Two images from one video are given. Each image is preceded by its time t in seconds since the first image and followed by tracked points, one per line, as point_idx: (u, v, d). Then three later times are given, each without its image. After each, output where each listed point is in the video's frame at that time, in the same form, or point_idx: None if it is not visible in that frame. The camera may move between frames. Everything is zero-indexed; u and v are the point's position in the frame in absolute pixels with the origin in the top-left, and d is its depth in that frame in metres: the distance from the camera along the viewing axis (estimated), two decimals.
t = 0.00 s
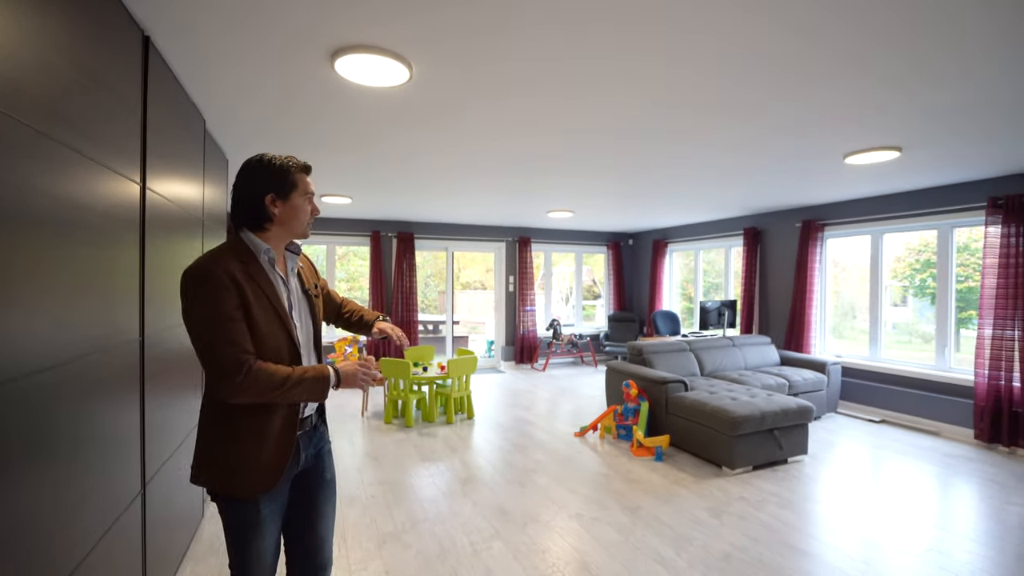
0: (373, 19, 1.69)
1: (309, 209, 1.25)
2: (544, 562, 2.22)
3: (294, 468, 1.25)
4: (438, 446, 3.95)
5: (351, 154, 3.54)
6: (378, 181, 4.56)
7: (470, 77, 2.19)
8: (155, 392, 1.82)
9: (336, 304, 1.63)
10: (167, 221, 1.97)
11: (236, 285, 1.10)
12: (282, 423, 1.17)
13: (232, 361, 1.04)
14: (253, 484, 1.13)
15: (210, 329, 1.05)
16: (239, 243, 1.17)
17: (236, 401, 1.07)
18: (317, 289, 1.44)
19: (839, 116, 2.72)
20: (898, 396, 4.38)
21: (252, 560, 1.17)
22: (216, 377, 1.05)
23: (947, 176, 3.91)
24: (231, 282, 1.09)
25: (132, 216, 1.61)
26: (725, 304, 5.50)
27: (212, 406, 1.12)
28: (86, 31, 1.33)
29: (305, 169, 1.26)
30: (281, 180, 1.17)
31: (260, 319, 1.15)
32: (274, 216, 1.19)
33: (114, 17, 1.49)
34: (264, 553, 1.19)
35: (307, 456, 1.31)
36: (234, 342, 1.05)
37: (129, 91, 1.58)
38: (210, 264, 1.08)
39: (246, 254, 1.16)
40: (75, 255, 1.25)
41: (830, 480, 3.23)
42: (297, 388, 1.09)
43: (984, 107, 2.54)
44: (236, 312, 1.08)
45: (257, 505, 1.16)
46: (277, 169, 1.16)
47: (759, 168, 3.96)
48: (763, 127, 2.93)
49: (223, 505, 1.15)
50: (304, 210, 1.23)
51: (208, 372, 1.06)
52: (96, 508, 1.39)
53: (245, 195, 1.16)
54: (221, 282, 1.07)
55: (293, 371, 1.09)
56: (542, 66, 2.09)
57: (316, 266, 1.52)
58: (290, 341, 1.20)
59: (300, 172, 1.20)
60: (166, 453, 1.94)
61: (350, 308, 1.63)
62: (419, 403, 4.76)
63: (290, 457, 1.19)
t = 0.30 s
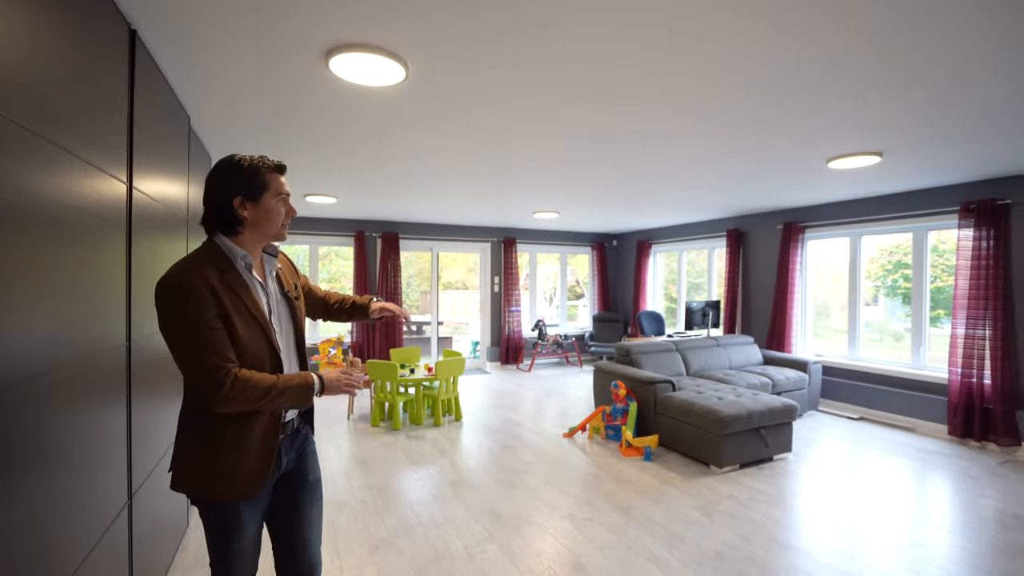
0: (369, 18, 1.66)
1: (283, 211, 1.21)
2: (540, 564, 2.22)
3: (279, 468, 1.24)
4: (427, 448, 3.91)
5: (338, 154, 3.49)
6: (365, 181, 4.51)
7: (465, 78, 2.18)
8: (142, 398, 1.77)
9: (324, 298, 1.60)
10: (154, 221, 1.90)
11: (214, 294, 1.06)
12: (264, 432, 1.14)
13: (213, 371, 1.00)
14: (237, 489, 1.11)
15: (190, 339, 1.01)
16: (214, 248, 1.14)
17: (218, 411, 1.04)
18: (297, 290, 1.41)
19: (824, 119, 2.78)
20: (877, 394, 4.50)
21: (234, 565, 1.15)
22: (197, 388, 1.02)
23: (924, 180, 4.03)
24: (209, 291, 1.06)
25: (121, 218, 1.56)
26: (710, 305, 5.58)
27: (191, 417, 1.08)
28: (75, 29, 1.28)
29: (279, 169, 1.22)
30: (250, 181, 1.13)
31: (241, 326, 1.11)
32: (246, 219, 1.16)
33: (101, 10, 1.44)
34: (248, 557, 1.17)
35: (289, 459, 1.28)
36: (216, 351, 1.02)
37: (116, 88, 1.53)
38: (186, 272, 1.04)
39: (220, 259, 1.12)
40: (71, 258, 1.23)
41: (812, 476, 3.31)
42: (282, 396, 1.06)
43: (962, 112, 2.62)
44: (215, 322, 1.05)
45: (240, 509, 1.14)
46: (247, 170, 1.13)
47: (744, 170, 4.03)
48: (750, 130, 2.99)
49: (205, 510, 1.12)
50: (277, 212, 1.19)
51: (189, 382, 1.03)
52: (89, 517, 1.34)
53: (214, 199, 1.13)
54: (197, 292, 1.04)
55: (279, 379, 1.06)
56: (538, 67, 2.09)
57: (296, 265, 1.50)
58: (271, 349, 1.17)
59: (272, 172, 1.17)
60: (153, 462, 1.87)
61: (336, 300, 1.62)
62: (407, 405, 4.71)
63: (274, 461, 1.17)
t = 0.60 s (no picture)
0: (362, 15, 1.63)
1: (253, 209, 1.15)
2: (532, 567, 2.22)
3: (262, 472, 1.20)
4: (412, 450, 3.87)
5: (322, 153, 3.43)
6: (348, 180, 4.44)
7: (457, 76, 2.15)
8: (122, 404, 1.70)
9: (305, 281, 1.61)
10: (133, 218, 1.83)
11: (193, 299, 1.02)
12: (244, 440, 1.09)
13: (175, 391, 0.95)
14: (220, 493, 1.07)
15: (159, 349, 0.95)
16: (193, 248, 1.10)
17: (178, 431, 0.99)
18: (280, 288, 1.37)
19: (807, 122, 2.84)
20: (853, 392, 4.62)
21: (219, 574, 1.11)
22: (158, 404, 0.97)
23: (898, 184, 4.16)
24: (187, 295, 1.01)
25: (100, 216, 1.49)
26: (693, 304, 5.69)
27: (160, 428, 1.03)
28: (58, 24, 1.22)
29: (258, 165, 1.17)
30: (213, 177, 1.10)
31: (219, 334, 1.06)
32: (212, 216, 1.13)
33: None
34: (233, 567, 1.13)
35: (274, 464, 1.24)
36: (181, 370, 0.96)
37: (96, 80, 1.46)
38: (157, 273, 0.99)
39: (203, 262, 1.09)
40: (50, 258, 1.18)
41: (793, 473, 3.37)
42: (241, 435, 1.00)
43: (937, 116, 2.72)
44: (191, 331, 0.99)
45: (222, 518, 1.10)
46: (209, 165, 1.10)
47: (726, 172, 4.09)
48: (734, 132, 3.03)
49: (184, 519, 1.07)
50: (243, 209, 1.13)
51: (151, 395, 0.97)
52: (71, 526, 1.28)
53: (190, 196, 1.14)
54: (177, 297, 0.99)
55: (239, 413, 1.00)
56: (531, 67, 2.08)
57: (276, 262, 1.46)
58: (251, 352, 1.11)
59: (238, 168, 1.12)
60: (132, 470, 1.81)
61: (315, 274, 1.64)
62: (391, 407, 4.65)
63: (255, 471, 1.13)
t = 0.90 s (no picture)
0: (355, 10, 1.60)
1: (238, 213, 1.10)
2: (524, 567, 2.21)
3: (257, 475, 1.17)
4: (398, 452, 3.82)
5: (307, 151, 3.36)
6: (332, 179, 4.37)
7: (449, 72, 2.13)
8: (103, 410, 1.64)
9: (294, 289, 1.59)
10: (113, 218, 1.76)
11: (176, 299, 0.98)
12: (226, 450, 1.05)
13: (139, 401, 0.90)
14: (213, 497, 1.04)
15: (133, 350, 0.91)
16: (185, 247, 1.08)
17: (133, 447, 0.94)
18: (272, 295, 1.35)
19: (792, 123, 2.89)
20: (832, 389, 4.73)
21: None
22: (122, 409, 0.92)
23: (875, 186, 4.27)
24: (170, 295, 0.97)
25: (80, 215, 1.43)
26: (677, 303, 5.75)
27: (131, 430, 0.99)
28: (37, 14, 1.17)
29: (255, 169, 1.13)
30: (203, 178, 1.09)
31: (202, 339, 1.02)
32: (202, 216, 1.11)
33: None
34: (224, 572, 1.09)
35: (268, 468, 1.20)
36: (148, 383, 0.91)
37: (76, 73, 1.40)
38: (141, 267, 0.96)
39: (194, 263, 1.05)
40: (32, 258, 1.14)
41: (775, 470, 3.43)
42: (164, 502, 0.92)
43: (916, 117, 2.79)
44: (170, 334, 0.95)
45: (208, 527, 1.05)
46: (205, 166, 1.09)
47: (710, 172, 4.14)
48: (721, 132, 3.07)
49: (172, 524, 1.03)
50: (226, 211, 1.09)
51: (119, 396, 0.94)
52: (53, 535, 1.24)
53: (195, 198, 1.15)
54: (159, 297, 0.95)
55: (176, 464, 0.92)
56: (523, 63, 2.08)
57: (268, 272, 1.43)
58: (236, 360, 1.06)
59: (231, 170, 1.10)
60: (113, 479, 1.74)
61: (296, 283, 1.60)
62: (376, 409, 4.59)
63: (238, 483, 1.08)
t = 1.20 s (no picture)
0: (351, 5, 1.58)
1: (240, 210, 1.07)
2: (518, 568, 2.20)
3: (257, 478, 1.14)
4: (389, 453, 3.79)
5: (296, 149, 3.31)
6: (322, 178, 4.32)
7: (444, 69, 2.11)
8: (89, 413, 1.59)
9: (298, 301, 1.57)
10: (99, 216, 1.71)
11: (176, 295, 0.95)
12: (221, 451, 1.02)
13: (126, 395, 0.88)
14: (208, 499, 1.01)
15: (126, 343, 0.89)
16: (190, 246, 1.05)
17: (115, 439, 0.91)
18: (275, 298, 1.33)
19: (782, 123, 2.93)
20: (818, 387, 4.81)
21: None
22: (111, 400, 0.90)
23: (860, 187, 4.35)
24: (170, 290, 0.95)
25: (66, 213, 1.38)
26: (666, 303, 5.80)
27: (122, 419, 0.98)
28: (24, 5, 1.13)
29: (259, 167, 1.10)
30: (206, 175, 1.07)
31: (200, 336, 0.99)
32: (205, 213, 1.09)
33: None
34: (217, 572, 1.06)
35: (267, 469, 1.17)
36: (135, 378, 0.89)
37: (61, 66, 1.35)
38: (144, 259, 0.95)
39: (197, 260, 1.03)
40: (19, 256, 1.10)
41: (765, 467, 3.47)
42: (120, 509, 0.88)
43: (901, 118, 2.84)
44: (166, 330, 0.93)
45: (196, 529, 1.03)
46: (206, 164, 1.07)
47: (700, 172, 4.18)
48: (712, 131, 3.10)
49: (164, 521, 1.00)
50: (229, 208, 1.07)
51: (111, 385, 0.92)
52: (40, 542, 1.20)
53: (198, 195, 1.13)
54: (159, 291, 0.93)
55: (140, 469, 0.88)
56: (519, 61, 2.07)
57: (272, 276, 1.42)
58: (235, 360, 1.03)
59: (233, 167, 1.07)
60: (98, 484, 1.70)
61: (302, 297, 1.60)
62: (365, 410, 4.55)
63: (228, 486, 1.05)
